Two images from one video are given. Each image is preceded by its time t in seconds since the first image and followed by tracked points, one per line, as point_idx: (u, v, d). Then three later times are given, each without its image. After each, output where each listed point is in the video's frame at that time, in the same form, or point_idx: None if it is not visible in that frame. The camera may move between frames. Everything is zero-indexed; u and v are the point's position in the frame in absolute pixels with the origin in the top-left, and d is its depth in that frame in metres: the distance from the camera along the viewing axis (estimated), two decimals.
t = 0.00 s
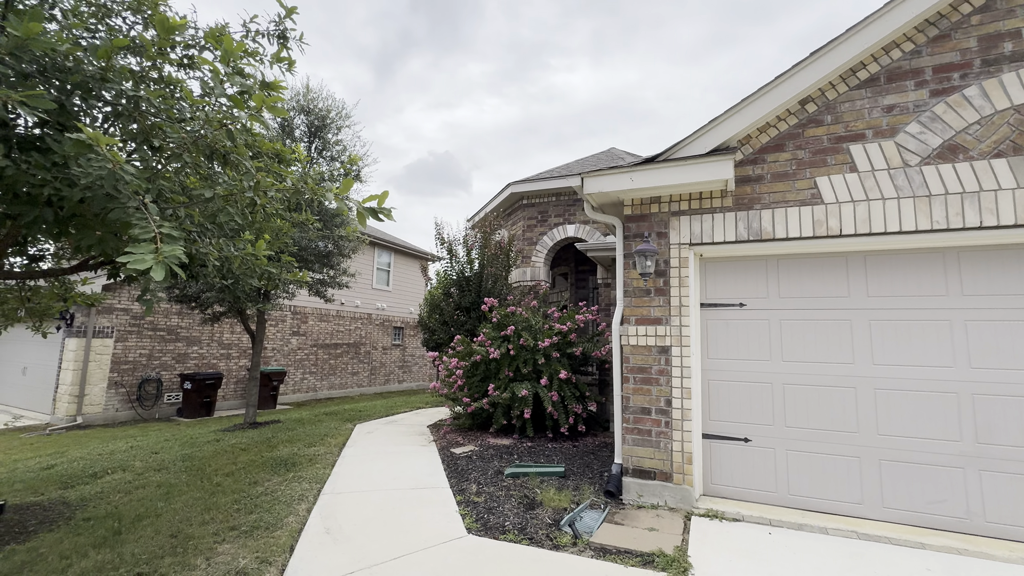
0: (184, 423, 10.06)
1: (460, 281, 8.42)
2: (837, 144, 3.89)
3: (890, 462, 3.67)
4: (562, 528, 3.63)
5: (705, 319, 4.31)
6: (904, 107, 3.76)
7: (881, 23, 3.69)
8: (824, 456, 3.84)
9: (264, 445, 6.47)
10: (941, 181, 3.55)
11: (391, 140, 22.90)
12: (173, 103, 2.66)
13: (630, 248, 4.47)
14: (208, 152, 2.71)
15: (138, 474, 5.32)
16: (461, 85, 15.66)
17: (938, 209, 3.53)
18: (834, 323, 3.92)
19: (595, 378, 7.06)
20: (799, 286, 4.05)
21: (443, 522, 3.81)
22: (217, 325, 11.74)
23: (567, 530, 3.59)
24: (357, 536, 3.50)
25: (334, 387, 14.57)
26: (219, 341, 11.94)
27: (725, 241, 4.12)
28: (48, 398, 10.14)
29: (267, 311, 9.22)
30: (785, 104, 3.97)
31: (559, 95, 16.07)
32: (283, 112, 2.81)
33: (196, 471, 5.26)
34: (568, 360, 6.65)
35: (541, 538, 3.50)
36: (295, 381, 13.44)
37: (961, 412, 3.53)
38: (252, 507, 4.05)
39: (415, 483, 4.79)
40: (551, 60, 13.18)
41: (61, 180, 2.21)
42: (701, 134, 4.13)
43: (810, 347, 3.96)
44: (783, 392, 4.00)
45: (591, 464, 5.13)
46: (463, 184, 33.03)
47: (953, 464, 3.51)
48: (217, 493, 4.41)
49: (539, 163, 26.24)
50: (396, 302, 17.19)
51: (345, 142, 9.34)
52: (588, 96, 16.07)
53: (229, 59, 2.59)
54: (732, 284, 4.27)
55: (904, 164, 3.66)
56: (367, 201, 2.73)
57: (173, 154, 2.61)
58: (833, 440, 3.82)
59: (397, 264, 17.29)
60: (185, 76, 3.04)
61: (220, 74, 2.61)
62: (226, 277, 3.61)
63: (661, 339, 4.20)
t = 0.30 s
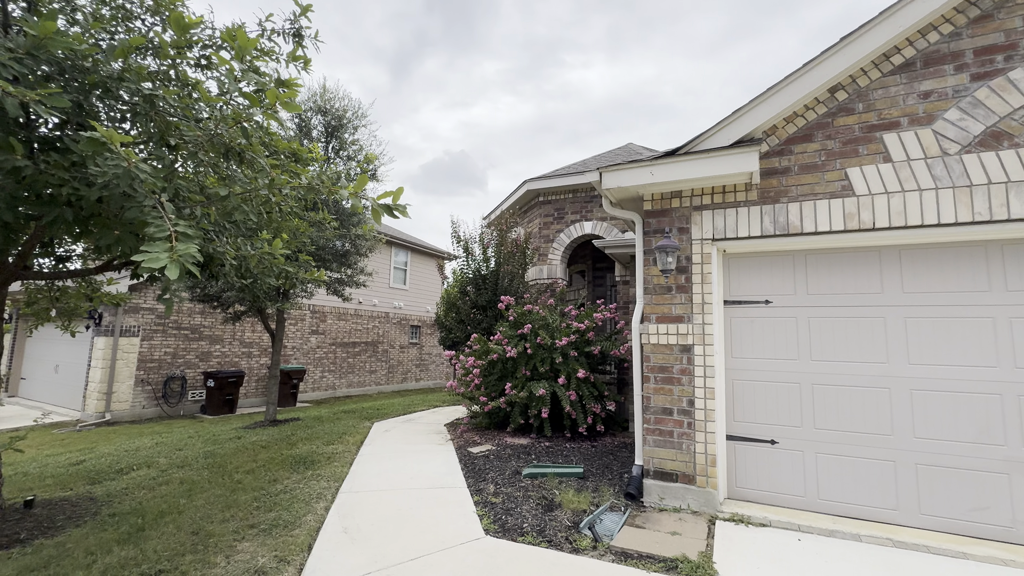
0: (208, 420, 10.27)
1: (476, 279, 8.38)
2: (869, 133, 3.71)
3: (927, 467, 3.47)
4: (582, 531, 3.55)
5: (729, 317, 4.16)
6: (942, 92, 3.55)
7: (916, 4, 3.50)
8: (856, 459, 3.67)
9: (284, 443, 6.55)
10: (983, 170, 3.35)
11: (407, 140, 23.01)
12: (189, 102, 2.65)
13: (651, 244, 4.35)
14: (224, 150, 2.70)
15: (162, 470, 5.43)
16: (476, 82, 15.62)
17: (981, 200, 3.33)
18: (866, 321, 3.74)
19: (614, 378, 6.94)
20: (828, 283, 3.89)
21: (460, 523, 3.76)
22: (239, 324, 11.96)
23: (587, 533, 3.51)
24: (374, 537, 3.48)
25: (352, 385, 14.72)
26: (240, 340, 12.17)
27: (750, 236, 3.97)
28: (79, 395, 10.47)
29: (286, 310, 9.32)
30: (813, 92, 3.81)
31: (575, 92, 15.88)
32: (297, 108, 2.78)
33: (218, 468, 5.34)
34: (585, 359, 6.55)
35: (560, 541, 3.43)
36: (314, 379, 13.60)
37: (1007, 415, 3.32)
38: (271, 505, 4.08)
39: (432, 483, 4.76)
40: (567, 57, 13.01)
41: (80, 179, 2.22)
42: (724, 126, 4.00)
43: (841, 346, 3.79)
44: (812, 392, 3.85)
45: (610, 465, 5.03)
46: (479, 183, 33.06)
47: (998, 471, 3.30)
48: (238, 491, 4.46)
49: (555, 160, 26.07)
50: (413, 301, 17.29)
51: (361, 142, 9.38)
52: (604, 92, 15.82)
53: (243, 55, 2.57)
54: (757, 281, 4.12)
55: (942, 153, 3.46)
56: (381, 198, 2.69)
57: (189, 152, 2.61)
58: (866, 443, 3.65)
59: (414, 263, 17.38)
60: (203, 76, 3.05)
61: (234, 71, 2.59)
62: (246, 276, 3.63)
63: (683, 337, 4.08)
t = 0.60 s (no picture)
0: (224, 417, 10.43)
1: (487, 277, 8.34)
2: (891, 122, 3.56)
3: (953, 470, 3.33)
4: (592, 532, 3.49)
5: (743, 314, 4.05)
6: (969, 79, 3.39)
7: None
8: (877, 461, 3.54)
9: (297, 440, 6.60)
10: (1013, 159, 3.19)
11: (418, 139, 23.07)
12: (193, 99, 2.65)
13: (662, 240, 4.25)
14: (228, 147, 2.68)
15: (177, 467, 5.51)
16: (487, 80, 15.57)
17: (1011, 190, 3.17)
18: (888, 318, 3.60)
19: (626, 376, 6.85)
20: (848, 278, 3.75)
21: (469, 523, 3.73)
22: (254, 323, 12.13)
23: (597, 535, 3.45)
24: (382, 535, 3.47)
25: (366, 383, 14.84)
26: (255, 339, 12.36)
27: (765, 231, 3.86)
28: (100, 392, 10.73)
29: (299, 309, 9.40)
30: (831, 82, 3.67)
31: (587, 89, 15.71)
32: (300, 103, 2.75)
33: (230, 465, 5.40)
34: (597, 358, 6.47)
35: (569, 542, 3.37)
36: (328, 377, 13.72)
37: None
38: (282, 502, 4.10)
39: (442, 481, 4.74)
40: (579, 54, 12.86)
41: (86, 177, 2.23)
42: (738, 118, 3.90)
43: (861, 343, 3.66)
44: (831, 392, 3.72)
45: (622, 465, 4.95)
46: (491, 181, 33.06)
47: None
48: (249, 488, 4.50)
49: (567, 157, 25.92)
50: (425, 299, 17.36)
51: (372, 141, 9.40)
52: (616, 89, 15.63)
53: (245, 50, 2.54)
54: (772, 277, 4.00)
55: (969, 142, 3.31)
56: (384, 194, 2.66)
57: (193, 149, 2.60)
58: (887, 445, 3.51)
59: (426, 261, 17.43)
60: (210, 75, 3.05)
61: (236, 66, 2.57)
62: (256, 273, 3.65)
63: (696, 335, 3.98)
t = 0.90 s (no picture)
0: (231, 415, 10.52)
1: (490, 275, 8.28)
2: (902, 112, 3.43)
3: (967, 473, 3.20)
4: (592, 534, 3.42)
5: (749, 311, 3.95)
6: (985, 66, 3.24)
7: None
8: (888, 463, 3.42)
9: (300, 438, 6.61)
10: None
11: (425, 137, 23.06)
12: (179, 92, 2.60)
13: (665, 236, 4.16)
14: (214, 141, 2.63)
15: (181, 465, 5.54)
16: (495, 77, 15.52)
17: None
18: (900, 314, 3.47)
19: (631, 374, 6.75)
20: (856, 274, 3.63)
21: (467, 523, 3.68)
22: (261, 322, 12.21)
23: (597, 537, 3.38)
24: (380, 535, 3.44)
25: (372, 381, 14.88)
26: (263, 337, 12.45)
27: (770, 226, 3.75)
28: (111, 389, 10.88)
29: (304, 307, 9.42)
30: (840, 71, 3.55)
31: (595, 86, 15.55)
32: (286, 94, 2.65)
33: (233, 463, 5.42)
34: (601, 356, 6.39)
35: (568, 544, 3.30)
36: (335, 376, 13.77)
37: None
38: (281, 501, 4.10)
39: (442, 481, 4.70)
40: (587, 51, 12.72)
41: (70, 172, 2.21)
42: (743, 110, 3.80)
43: (871, 341, 3.54)
44: (840, 391, 3.61)
45: (625, 465, 4.87)
46: (499, 180, 32.99)
47: None
48: (250, 487, 4.50)
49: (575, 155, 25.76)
50: (432, 298, 17.37)
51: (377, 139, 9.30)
52: (624, 85, 15.46)
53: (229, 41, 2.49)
54: (779, 273, 3.89)
55: (985, 131, 3.17)
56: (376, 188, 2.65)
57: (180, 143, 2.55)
58: (898, 446, 3.40)
59: (433, 260, 17.43)
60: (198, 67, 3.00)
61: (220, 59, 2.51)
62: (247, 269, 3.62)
63: (700, 333, 3.89)
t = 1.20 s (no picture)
0: (230, 414, 10.51)
1: (487, 274, 8.21)
2: (902, 106, 3.32)
3: (969, 477, 3.10)
4: (582, 539, 3.35)
5: (744, 311, 3.86)
6: (988, 57, 3.13)
7: None
8: (886, 466, 3.33)
9: (295, 439, 6.58)
10: None
11: (426, 135, 22.97)
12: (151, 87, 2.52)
13: (659, 234, 4.08)
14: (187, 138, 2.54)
15: (173, 465, 5.51)
16: (498, 75, 15.49)
17: None
18: (900, 314, 3.38)
19: (629, 374, 6.67)
20: (855, 273, 3.54)
21: (456, 527, 3.62)
22: (260, 321, 12.20)
23: (588, 541, 3.30)
24: (367, 539, 3.39)
25: (373, 380, 14.86)
26: (262, 336, 12.44)
27: (766, 223, 3.66)
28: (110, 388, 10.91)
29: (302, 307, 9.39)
30: (837, 64, 3.45)
31: (598, 84, 15.46)
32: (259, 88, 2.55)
33: (225, 464, 5.39)
34: (598, 356, 6.30)
35: (558, 549, 3.23)
36: (335, 375, 13.74)
37: None
38: (269, 504, 4.06)
39: (435, 483, 4.65)
40: (590, 49, 12.61)
41: (36, 170, 2.16)
42: (738, 104, 3.72)
43: (869, 341, 3.45)
44: (837, 393, 3.52)
45: (620, 467, 4.79)
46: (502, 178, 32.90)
47: None
48: (239, 489, 4.47)
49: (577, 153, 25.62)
50: (433, 297, 17.33)
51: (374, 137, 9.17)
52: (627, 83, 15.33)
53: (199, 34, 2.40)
54: (775, 272, 3.80)
55: (987, 125, 3.07)
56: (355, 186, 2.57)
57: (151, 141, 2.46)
58: (897, 449, 3.31)
59: (433, 258, 17.37)
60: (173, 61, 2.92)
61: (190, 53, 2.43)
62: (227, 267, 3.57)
63: (694, 333, 3.80)
